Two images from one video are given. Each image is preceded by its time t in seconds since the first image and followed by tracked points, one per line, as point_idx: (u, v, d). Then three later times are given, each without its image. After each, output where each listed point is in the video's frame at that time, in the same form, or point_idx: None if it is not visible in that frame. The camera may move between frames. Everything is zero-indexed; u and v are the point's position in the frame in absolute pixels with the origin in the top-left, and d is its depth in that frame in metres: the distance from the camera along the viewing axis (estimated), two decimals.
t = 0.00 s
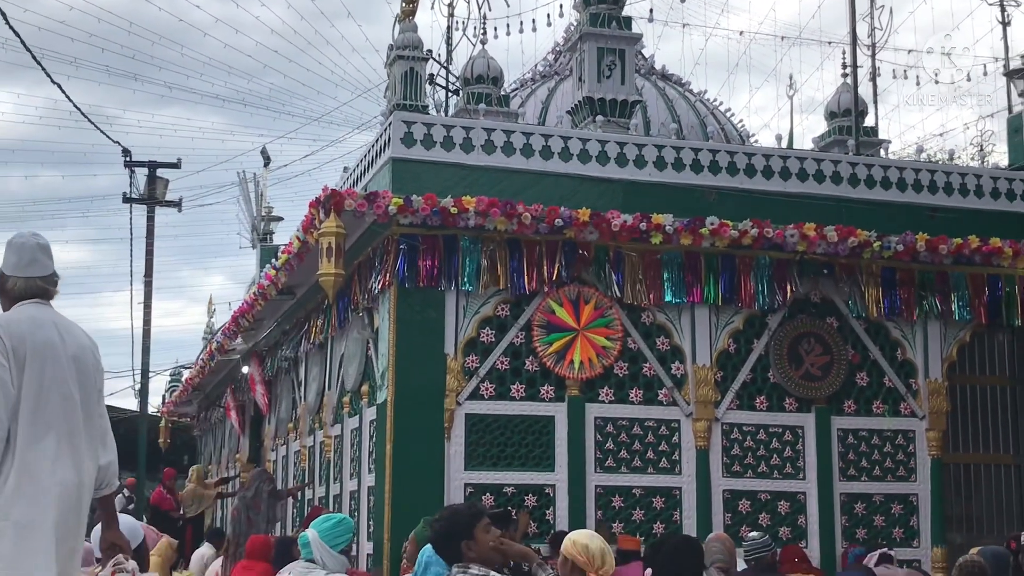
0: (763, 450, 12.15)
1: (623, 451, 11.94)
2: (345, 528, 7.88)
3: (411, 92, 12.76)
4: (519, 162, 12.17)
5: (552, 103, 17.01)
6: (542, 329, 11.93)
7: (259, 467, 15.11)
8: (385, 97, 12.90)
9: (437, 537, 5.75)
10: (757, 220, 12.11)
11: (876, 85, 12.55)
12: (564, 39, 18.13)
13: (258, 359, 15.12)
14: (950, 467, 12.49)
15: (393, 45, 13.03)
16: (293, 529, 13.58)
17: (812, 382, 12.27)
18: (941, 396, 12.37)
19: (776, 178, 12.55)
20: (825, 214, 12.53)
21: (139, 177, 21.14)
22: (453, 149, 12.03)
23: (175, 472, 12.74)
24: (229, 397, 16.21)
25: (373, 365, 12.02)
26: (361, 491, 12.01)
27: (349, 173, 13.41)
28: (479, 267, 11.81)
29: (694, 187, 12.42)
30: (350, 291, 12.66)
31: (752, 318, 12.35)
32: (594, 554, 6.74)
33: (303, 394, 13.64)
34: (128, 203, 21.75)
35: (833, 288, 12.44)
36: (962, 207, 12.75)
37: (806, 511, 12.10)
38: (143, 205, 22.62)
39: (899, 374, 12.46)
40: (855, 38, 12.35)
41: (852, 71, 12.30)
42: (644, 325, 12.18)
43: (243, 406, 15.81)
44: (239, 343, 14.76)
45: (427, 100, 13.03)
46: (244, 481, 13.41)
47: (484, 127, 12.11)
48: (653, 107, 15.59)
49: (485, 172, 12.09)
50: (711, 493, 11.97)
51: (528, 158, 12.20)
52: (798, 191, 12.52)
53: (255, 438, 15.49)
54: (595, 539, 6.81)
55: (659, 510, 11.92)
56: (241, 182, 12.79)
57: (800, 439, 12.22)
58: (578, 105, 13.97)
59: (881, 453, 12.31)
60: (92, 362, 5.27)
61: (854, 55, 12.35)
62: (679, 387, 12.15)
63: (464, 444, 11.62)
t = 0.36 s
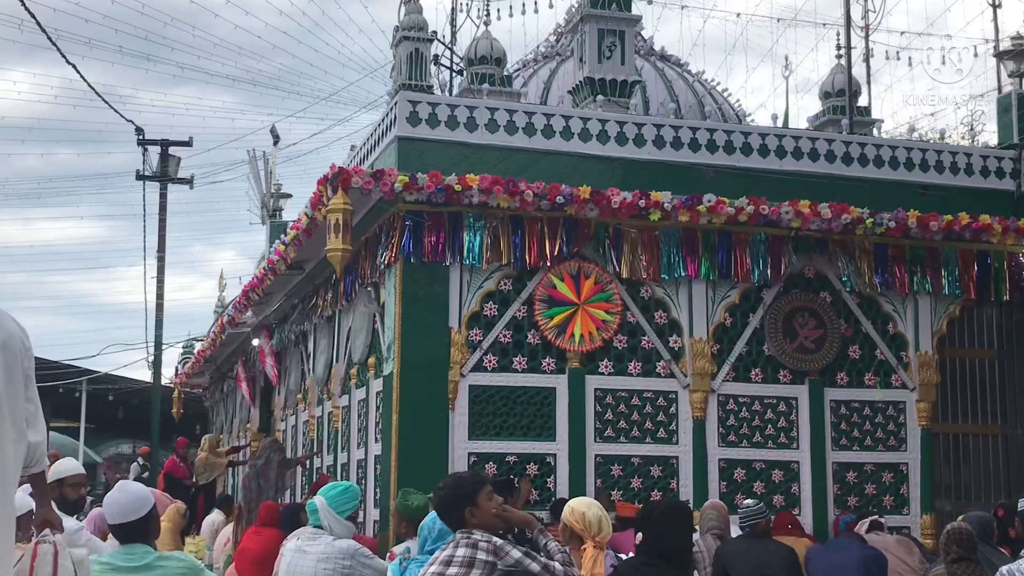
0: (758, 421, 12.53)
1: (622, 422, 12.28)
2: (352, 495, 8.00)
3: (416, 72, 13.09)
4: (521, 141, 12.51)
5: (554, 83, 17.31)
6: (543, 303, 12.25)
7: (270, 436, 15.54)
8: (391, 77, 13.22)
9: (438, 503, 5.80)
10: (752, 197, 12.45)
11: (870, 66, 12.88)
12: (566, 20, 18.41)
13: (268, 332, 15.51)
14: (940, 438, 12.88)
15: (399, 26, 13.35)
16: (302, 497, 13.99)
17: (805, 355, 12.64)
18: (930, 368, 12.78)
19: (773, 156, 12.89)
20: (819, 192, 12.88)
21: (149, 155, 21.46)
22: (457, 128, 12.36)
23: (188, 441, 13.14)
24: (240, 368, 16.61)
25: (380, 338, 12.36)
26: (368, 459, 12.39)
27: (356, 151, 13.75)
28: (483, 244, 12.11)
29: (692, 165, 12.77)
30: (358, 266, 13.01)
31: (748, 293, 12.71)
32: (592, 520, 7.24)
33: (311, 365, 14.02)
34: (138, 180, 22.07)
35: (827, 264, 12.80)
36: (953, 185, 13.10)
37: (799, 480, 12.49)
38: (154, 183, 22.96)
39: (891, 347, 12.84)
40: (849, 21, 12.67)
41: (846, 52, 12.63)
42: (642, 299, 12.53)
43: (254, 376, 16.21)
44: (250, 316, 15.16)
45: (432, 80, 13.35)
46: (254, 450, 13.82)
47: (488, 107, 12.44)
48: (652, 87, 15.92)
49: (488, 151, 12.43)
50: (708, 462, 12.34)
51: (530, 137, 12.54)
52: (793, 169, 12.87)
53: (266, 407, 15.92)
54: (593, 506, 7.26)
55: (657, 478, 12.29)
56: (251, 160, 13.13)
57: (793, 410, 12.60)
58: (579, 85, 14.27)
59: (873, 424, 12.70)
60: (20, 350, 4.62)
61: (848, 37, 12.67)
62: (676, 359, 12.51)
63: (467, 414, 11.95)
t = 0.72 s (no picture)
0: (751, 397, 12.88)
1: (619, 398, 12.63)
2: (358, 468, 8.20)
3: (419, 56, 13.38)
4: (522, 124, 12.81)
5: (553, 67, 17.59)
6: (543, 282, 12.58)
7: (276, 411, 15.91)
8: (395, 61, 13.51)
9: (441, 475, 5.83)
10: (747, 179, 12.75)
11: (862, 51, 13.18)
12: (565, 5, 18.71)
13: (274, 310, 15.85)
14: (929, 414, 13.29)
15: (402, 11, 13.64)
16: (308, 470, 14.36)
17: (798, 333, 12.99)
18: (919, 346, 13.15)
19: (767, 139, 13.20)
20: (812, 174, 13.20)
21: (156, 136, 21.76)
22: (459, 111, 12.65)
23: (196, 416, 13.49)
24: (247, 346, 16.95)
25: (383, 316, 12.68)
26: (372, 433, 12.74)
27: (360, 133, 14.05)
28: (484, 224, 12.42)
29: (688, 147, 13.08)
30: (362, 246, 13.34)
31: (742, 273, 13.03)
32: (585, 495, 7.71)
33: (317, 342, 14.37)
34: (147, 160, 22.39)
35: (819, 245, 13.14)
36: (943, 167, 13.42)
37: (791, 455, 12.87)
38: (162, 164, 23.28)
39: (881, 326, 13.21)
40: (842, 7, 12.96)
41: (839, 37, 12.92)
42: (639, 279, 12.84)
43: (261, 353, 16.59)
44: (256, 294, 15.50)
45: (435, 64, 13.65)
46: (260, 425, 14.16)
47: (489, 90, 12.73)
48: (650, 71, 16.21)
49: (489, 133, 12.73)
50: (702, 436, 12.69)
51: (530, 120, 12.83)
52: (787, 152, 13.18)
53: (273, 383, 16.30)
54: (586, 480, 7.72)
55: (653, 453, 12.63)
56: (258, 142, 13.43)
57: (786, 387, 12.97)
58: (579, 69, 14.56)
59: (864, 399, 13.07)
60: None
61: (841, 22, 12.97)
62: (672, 337, 12.83)
63: (469, 389, 12.28)
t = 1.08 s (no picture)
0: (745, 377, 13.23)
1: (618, 378, 12.97)
2: (362, 446, 8.13)
3: (422, 44, 13.69)
4: (523, 111, 13.09)
5: (554, 55, 17.89)
6: (543, 265, 12.89)
7: (283, 390, 16.30)
8: (399, 48, 13.81)
9: (444, 453, 5.95)
10: (743, 165, 13.05)
11: (855, 40, 13.47)
12: None
13: (281, 292, 16.20)
14: (918, 395, 13.66)
15: None
16: (314, 447, 14.74)
17: (791, 315, 13.32)
18: (910, 329, 13.50)
19: (763, 126, 13.51)
20: (807, 161, 13.52)
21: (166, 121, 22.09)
22: (462, 98, 12.94)
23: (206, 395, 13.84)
24: (255, 327, 17.31)
25: (387, 298, 13.01)
26: (376, 412, 13.10)
27: (364, 119, 14.36)
28: (486, 208, 12.74)
29: (685, 134, 13.38)
30: (366, 229, 13.66)
31: (738, 257, 13.36)
32: (579, 472, 8.06)
33: (323, 323, 14.73)
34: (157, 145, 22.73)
35: (813, 230, 13.46)
36: (934, 154, 13.74)
37: (784, 433, 13.22)
38: (173, 148, 23.61)
39: (873, 308, 13.55)
40: None
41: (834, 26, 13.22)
42: (638, 262, 13.16)
43: (268, 333, 16.97)
44: (264, 276, 15.87)
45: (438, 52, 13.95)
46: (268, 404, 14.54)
47: (491, 78, 13.01)
48: (648, 59, 16.50)
49: (491, 120, 13.02)
50: (698, 416, 13.05)
51: (531, 107, 13.12)
52: (782, 139, 13.50)
53: (280, 363, 16.69)
54: (581, 459, 8.08)
55: (649, 431, 12.97)
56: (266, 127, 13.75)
57: (779, 367, 13.31)
58: (579, 57, 14.83)
59: (856, 380, 13.43)
60: None
61: (835, 12, 13.27)
62: (669, 319, 13.16)
63: (470, 370, 12.61)
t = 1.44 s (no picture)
0: (740, 357, 13.70)
1: (617, 357, 13.44)
2: (368, 422, 8.66)
3: (428, 34, 14.11)
4: (526, 99, 13.49)
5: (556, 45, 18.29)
6: (545, 249, 13.34)
7: (294, 369, 16.82)
8: (406, 38, 14.22)
9: (451, 430, 6.37)
10: (739, 152, 13.44)
11: (848, 30, 13.88)
12: None
13: (293, 275, 16.69)
14: (907, 374, 14.17)
15: None
16: (325, 424, 15.25)
17: (784, 297, 13.76)
18: (900, 311, 13.98)
19: (758, 114, 13.94)
20: (801, 148, 13.97)
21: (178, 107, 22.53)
22: (467, 86, 13.34)
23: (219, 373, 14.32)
24: (266, 308, 17.80)
25: (395, 280, 13.48)
26: (384, 391, 13.58)
27: (372, 107, 14.81)
28: (490, 193, 13.17)
29: (682, 121, 13.81)
30: (374, 214, 14.12)
31: (734, 241, 13.82)
32: (579, 448, 8.51)
33: (332, 304, 15.21)
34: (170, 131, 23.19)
35: (806, 214, 13.91)
36: (924, 141, 14.19)
37: (778, 412, 13.71)
38: (187, 135, 24.07)
39: (864, 291, 14.03)
40: None
41: (828, 17, 13.64)
42: (636, 246, 13.62)
43: (280, 314, 17.48)
44: (276, 258, 16.36)
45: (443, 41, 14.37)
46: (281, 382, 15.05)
47: (495, 67, 13.42)
48: (648, 49, 16.92)
49: (495, 108, 13.43)
50: (694, 394, 13.53)
51: (534, 95, 13.52)
52: (778, 126, 13.94)
53: (291, 343, 17.20)
54: (580, 435, 8.53)
55: (648, 409, 13.45)
56: (277, 115, 14.19)
57: (773, 348, 13.77)
58: (581, 47, 15.25)
59: (848, 360, 13.91)
60: None
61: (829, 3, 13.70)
62: (667, 301, 13.63)
63: (475, 350, 13.08)
